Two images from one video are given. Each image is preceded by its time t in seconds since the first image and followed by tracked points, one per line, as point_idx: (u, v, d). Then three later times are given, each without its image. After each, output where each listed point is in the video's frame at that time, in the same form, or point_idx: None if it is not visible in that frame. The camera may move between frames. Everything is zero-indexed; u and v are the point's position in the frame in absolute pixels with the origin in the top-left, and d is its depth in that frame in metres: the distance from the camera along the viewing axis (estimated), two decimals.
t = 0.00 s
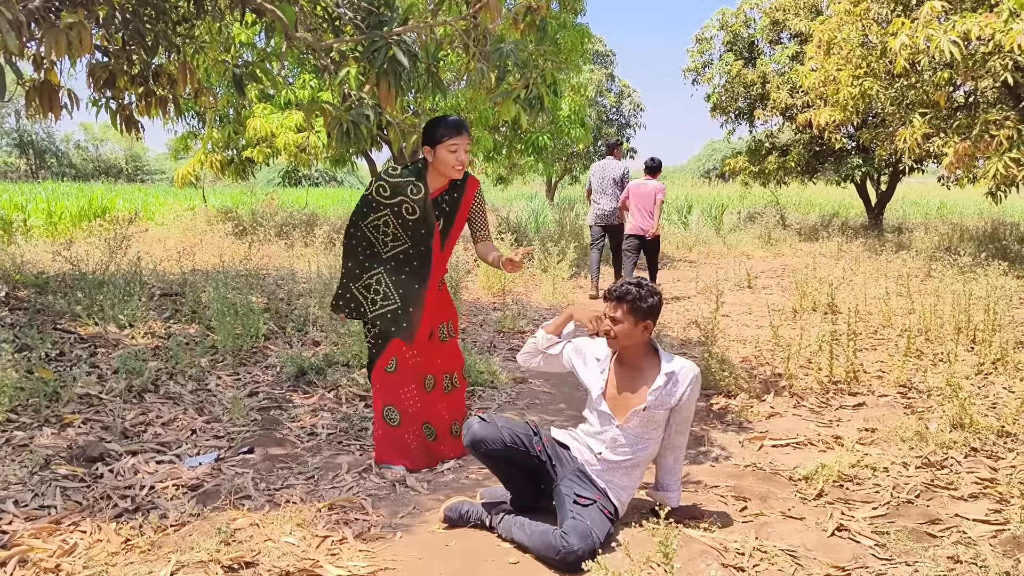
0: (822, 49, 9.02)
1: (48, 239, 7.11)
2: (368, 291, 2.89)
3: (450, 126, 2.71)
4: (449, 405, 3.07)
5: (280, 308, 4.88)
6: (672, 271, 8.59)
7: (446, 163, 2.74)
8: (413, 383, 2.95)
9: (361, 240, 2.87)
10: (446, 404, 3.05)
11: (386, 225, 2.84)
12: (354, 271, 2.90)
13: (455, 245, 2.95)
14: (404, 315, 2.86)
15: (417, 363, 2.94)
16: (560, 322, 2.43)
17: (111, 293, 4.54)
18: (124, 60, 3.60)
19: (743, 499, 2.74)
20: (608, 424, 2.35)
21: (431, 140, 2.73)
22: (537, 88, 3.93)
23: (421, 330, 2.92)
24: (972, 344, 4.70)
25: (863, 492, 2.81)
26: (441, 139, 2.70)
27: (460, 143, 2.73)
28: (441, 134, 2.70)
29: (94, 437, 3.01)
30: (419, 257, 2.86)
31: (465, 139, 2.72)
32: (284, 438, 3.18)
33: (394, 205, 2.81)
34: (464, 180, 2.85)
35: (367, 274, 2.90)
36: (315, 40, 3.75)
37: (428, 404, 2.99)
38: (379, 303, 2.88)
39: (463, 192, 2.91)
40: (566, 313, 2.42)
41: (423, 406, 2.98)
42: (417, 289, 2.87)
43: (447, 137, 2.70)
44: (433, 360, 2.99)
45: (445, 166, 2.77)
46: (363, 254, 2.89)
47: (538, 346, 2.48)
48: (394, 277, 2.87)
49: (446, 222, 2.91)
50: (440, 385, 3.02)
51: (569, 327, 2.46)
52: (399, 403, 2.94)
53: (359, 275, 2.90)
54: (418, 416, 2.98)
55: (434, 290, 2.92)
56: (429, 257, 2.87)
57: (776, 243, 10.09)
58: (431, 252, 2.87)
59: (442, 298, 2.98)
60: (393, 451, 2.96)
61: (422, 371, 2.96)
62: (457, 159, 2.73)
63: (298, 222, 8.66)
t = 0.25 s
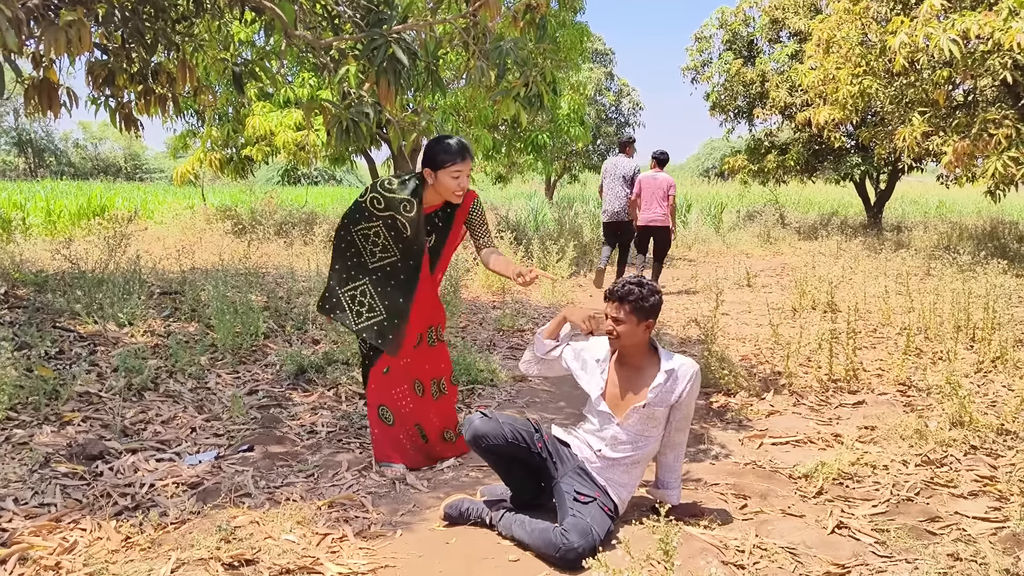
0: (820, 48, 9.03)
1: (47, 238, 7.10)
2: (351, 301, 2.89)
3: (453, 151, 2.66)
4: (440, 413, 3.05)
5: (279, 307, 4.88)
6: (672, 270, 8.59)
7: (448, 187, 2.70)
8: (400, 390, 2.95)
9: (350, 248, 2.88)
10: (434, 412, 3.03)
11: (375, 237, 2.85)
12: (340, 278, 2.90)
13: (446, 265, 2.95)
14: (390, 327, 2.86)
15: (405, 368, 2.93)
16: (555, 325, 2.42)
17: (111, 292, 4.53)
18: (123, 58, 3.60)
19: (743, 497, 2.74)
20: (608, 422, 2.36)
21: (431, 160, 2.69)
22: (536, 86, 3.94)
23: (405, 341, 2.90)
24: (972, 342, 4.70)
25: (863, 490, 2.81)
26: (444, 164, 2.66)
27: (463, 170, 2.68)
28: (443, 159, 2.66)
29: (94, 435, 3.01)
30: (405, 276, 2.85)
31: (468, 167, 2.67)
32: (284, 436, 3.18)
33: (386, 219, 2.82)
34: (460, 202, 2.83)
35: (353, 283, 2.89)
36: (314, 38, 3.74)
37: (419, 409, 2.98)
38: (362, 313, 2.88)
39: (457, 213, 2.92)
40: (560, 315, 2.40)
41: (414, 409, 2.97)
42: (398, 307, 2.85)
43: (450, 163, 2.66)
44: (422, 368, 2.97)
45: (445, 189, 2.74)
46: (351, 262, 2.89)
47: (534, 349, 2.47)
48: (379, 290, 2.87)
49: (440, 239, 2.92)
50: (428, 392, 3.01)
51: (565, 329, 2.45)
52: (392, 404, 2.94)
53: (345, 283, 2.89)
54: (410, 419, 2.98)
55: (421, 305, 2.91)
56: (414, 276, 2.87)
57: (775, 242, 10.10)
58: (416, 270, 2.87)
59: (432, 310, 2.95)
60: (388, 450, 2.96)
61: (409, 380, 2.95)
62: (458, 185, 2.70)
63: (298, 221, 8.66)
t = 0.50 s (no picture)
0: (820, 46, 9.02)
1: (46, 236, 7.10)
2: (345, 294, 2.89)
3: (450, 143, 2.63)
4: (438, 409, 3.06)
5: (279, 305, 4.88)
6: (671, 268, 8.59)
7: (444, 179, 2.67)
8: (396, 388, 2.93)
9: (344, 242, 2.88)
10: (430, 410, 3.03)
11: (368, 231, 2.83)
12: (334, 271, 2.90)
13: (444, 263, 2.89)
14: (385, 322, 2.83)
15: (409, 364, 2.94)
16: (549, 332, 2.40)
17: (110, 290, 4.53)
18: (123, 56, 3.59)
19: (743, 495, 2.74)
20: (606, 422, 2.36)
21: (426, 152, 2.67)
22: (536, 84, 3.93)
23: (398, 337, 2.87)
24: (971, 340, 4.71)
25: (862, 488, 2.82)
26: (439, 155, 2.63)
27: (459, 163, 2.65)
28: (438, 150, 2.63)
29: (93, 433, 3.01)
30: (397, 271, 2.81)
31: (464, 159, 2.64)
32: (284, 434, 3.18)
33: (380, 213, 2.81)
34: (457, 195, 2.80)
35: (347, 276, 2.88)
36: (314, 36, 3.74)
37: (417, 408, 2.99)
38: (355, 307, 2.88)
39: (455, 208, 2.88)
40: (554, 320, 2.39)
41: (415, 410, 2.99)
42: (390, 303, 2.81)
43: (446, 154, 2.63)
44: (419, 365, 2.97)
45: (442, 181, 2.70)
46: (345, 256, 2.88)
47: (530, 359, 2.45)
48: (370, 285, 2.85)
49: (438, 234, 2.88)
50: (426, 389, 3.01)
51: (558, 335, 2.44)
52: (393, 404, 2.92)
53: (339, 276, 2.89)
54: (408, 420, 2.98)
55: (415, 301, 2.88)
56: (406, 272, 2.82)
57: (775, 240, 10.10)
58: (408, 266, 2.82)
59: (428, 306, 2.92)
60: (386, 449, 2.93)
61: (405, 377, 2.95)
62: (455, 177, 2.66)
63: (297, 220, 8.65)
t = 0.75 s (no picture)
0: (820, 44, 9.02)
1: (45, 234, 7.09)
2: (356, 287, 2.85)
3: (450, 126, 2.62)
4: (443, 405, 3.05)
5: (278, 303, 4.87)
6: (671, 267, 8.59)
7: (448, 162, 2.67)
8: (402, 380, 2.93)
9: (351, 235, 2.84)
10: (436, 403, 3.02)
11: (374, 221, 2.80)
12: (343, 265, 2.87)
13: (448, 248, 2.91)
14: (395, 313, 2.81)
15: (407, 363, 2.93)
16: (544, 333, 2.39)
17: (109, 289, 4.53)
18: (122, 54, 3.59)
19: (743, 493, 2.74)
20: (603, 419, 2.37)
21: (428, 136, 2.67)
22: (536, 82, 3.92)
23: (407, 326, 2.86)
24: (971, 338, 4.71)
25: (862, 486, 2.82)
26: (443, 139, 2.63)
27: (463, 144, 2.65)
28: (441, 133, 2.62)
29: (93, 431, 3.01)
30: (406, 258, 2.79)
31: (467, 140, 2.64)
32: (283, 432, 3.17)
33: (384, 202, 2.77)
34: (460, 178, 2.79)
35: (355, 269, 2.86)
36: (313, 34, 3.74)
37: (419, 404, 2.99)
38: (366, 299, 2.84)
39: (459, 192, 2.87)
40: (550, 321, 2.38)
41: (416, 409, 2.98)
42: (399, 291, 2.80)
43: (449, 137, 2.63)
44: (425, 356, 2.96)
45: (445, 164, 2.70)
46: (353, 249, 2.85)
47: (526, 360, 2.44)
48: (380, 277, 2.82)
49: (444, 218, 2.87)
50: (431, 384, 3.00)
51: (554, 335, 2.43)
52: (394, 401, 2.91)
53: (349, 269, 2.86)
54: (409, 418, 2.98)
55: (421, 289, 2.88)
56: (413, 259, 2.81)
57: (774, 239, 10.10)
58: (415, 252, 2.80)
59: (435, 292, 2.93)
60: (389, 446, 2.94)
61: (413, 368, 2.94)
62: (459, 159, 2.66)
63: (297, 218, 8.65)
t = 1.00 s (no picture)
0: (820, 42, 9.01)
1: (45, 232, 7.08)
2: (362, 287, 2.83)
3: (451, 128, 2.61)
4: (445, 400, 3.05)
5: (278, 301, 4.87)
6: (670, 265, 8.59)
7: (450, 164, 2.67)
8: (405, 377, 2.93)
9: (355, 235, 2.82)
10: (440, 399, 3.02)
11: (378, 221, 2.77)
12: (349, 266, 2.84)
13: (449, 245, 2.93)
14: (401, 313, 2.80)
15: (410, 360, 2.93)
16: (545, 330, 2.40)
17: (109, 287, 4.53)
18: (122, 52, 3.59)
19: (743, 490, 2.74)
20: (602, 415, 2.37)
21: (428, 137, 2.67)
22: (536, 79, 3.91)
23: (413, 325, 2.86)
24: (971, 336, 4.71)
25: (862, 483, 2.82)
26: (445, 141, 2.63)
27: (465, 145, 2.65)
28: (443, 135, 2.62)
29: (92, 429, 3.01)
30: (412, 259, 2.78)
31: (469, 142, 2.64)
32: (283, 430, 3.17)
33: (387, 202, 2.75)
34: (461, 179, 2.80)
35: (360, 269, 2.83)
36: (313, 32, 3.74)
37: (422, 401, 2.98)
38: (373, 300, 2.82)
39: (459, 190, 2.88)
40: (550, 318, 2.38)
41: (419, 405, 2.97)
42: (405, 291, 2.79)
43: (451, 139, 2.63)
44: (428, 353, 2.96)
45: (447, 166, 2.71)
46: (358, 249, 2.82)
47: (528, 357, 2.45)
48: (385, 277, 2.81)
49: (445, 217, 2.88)
50: (435, 380, 2.99)
51: (555, 332, 2.43)
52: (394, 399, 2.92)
53: (355, 270, 2.83)
54: (410, 415, 2.97)
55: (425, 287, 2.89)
56: (419, 258, 2.80)
57: (774, 237, 10.09)
58: (420, 251, 2.79)
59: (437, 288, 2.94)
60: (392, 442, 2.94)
61: (418, 366, 2.94)
62: (459, 161, 2.67)
63: (297, 216, 8.64)
